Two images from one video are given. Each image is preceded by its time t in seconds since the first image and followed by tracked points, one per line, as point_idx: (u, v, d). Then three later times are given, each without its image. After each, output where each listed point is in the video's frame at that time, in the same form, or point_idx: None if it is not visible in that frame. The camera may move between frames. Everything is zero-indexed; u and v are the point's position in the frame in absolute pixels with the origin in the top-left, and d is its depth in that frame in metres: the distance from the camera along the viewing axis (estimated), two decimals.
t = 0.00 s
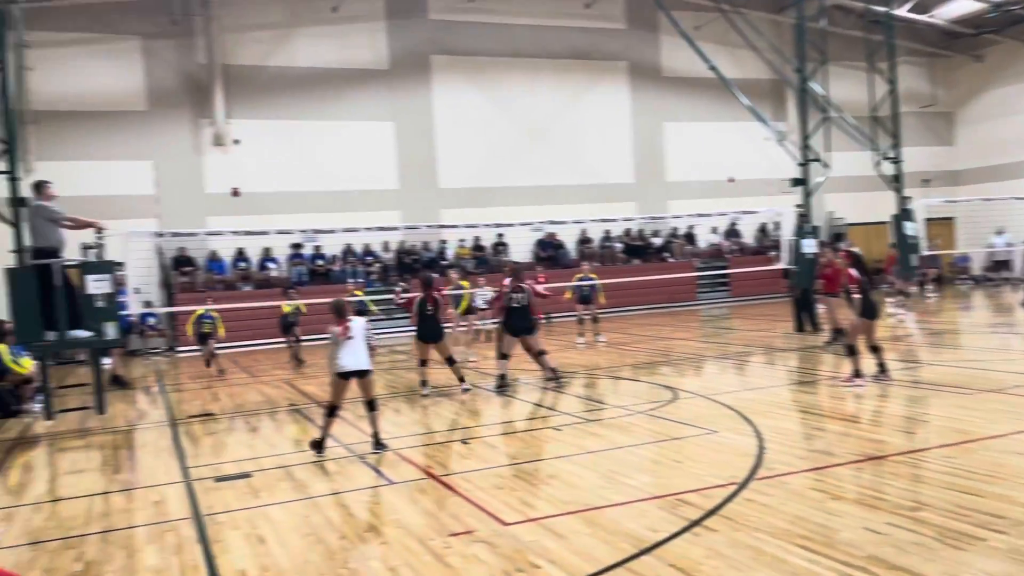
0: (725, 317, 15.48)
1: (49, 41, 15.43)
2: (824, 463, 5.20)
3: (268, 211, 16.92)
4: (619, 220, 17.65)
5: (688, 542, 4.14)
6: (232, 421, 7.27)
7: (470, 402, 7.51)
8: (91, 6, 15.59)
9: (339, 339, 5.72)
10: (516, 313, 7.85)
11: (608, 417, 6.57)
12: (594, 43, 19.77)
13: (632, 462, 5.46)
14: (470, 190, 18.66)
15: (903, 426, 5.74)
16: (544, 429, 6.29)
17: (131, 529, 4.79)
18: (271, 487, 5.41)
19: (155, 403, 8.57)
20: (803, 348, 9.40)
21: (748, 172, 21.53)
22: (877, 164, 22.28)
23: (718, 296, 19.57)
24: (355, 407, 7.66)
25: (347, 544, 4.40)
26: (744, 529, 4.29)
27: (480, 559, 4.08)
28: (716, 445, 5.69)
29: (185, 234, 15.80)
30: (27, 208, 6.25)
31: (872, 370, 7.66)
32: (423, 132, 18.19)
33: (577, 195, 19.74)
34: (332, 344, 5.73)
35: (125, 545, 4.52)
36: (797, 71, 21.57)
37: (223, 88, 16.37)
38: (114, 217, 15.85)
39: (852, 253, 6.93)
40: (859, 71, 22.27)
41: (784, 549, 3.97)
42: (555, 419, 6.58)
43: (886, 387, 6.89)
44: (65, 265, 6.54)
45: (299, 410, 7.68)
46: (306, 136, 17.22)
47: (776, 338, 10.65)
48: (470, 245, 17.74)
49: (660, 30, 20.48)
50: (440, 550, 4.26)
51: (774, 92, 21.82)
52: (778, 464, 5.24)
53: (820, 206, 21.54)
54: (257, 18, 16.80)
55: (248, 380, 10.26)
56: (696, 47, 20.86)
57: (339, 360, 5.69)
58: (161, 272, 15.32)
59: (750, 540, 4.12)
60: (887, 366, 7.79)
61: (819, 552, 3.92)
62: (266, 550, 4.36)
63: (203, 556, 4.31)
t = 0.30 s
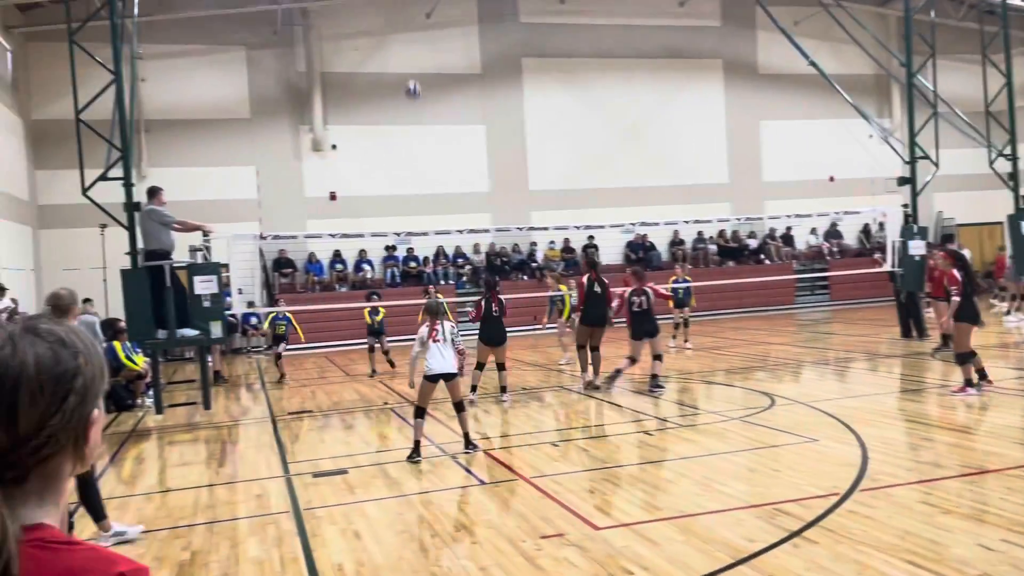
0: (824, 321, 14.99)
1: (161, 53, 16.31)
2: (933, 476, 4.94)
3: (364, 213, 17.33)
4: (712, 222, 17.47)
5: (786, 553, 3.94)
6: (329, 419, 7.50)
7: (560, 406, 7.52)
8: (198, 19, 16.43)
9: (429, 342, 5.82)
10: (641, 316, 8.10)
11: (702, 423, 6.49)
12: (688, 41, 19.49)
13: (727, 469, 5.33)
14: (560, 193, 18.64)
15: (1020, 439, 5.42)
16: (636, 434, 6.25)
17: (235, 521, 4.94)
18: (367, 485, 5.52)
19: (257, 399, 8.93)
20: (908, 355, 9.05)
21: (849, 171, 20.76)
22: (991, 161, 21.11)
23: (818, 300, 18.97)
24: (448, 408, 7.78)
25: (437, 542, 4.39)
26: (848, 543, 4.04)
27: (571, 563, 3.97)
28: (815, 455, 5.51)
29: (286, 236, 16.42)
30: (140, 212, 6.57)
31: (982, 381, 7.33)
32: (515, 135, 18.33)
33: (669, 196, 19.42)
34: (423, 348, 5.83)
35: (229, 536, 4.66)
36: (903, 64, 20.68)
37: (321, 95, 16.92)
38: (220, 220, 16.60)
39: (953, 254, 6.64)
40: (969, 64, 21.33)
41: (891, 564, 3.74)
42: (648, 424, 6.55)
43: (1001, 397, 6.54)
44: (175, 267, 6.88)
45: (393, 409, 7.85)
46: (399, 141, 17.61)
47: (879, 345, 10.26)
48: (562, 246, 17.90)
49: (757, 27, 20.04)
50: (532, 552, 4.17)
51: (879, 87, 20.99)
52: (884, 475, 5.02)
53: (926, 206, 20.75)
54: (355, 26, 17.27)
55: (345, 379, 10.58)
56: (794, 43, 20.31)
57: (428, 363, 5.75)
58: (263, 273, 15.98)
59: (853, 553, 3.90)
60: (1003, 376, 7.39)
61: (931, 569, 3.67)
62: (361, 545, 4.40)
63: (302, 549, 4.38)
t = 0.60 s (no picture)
0: (886, 323, 14.62)
1: (223, 59, 16.73)
2: (999, 485, 4.77)
3: (419, 215, 17.50)
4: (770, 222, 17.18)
5: (847, 560, 3.78)
6: (384, 418, 7.59)
7: (613, 408, 7.47)
8: (259, 24, 16.81)
9: (473, 345, 5.88)
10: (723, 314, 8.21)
11: (759, 427, 6.40)
12: (745, 38, 19.25)
13: (785, 474, 5.23)
14: (614, 194, 18.54)
15: None
16: (691, 438, 6.18)
17: (293, 516, 5.01)
18: (420, 483, 5.55)
19: (314, 397, 9.10)
20: (976, 360, 8.80)
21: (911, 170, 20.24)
22: None
23: (879, 302, 18.52)
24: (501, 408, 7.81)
25: (488, 541, 4.35)
26: (911, 550, 3.88)
27: (624, 565, 3.90)
28: (876, 460, 5.38)
29: (343, 238, 16.67)
30: (202, 213, 6.74)
31: None
32: (570, 135, 18.32)
33: (724, 196, 19.15)
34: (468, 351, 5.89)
35: (287, 531, 4.73)
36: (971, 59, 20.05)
37: (378, 97, 17.15)
38: (277, 221, 16.94)
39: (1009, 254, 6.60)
40: None
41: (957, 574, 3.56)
42: (704, 427, 6.47)
43: None
44: (236, 267, 7.04)
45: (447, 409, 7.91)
46: (454, 143, 17.75)
47: (946, 349, 9.97)
48: (615, 247, 17.79)
49: (817, 23, 19.69)
50: (584, 553, 4.09)
51: (945, 84, 20.42)
52: (949, 483, 4.86)
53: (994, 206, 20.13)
54: (412, 28, 17.46)
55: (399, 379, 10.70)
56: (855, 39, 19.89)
57: (472, 365, 5.77)
58: (320, 273, 16.25)
59: (916, 561, 3.72)
60: None
61: None
62: (415, 542, 4.41)
63: (357, 545, 4.41)
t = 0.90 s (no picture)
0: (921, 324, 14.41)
1: (256, 60, 16.90)
2: None
3: (447, 214, 17.56)
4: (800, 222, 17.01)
5: (879, 563, 3.73)
6: (412, 417, 7.63)
7: (641, 408, 7.44)
8: (289, 25, 16.95)
9: (509, 344, 5.86)
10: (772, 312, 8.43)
11: (790, 428, 6.35)
12: (777, 36, 19.06)
13: (815, 476, 5.17)
14: (642, 193, 18.45)
15: None
16: (720, 438, 6.14)
17: (322, 513, 5.05)
18: (447, 481, 5.57)
19: (343, 396, 9.18)
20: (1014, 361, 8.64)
21: (946, 168, 19.92)
22: None
23: (913, 302, 18.26)
24: (528, 408, 7.80)
25: (516, 540, 4.34)
26: (943, 554, 3.81)
27: (651, 566, 3.86)
28: (908, 463, 5.30)
29: (372, 237, 16.77)
30: (233, 213, 6.82)
31: None
32: (599, 134, 18.27)
33: (752, 195, 18.98)
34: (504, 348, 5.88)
35: (316, 528, 4.76)
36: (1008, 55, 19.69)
37: (407, 97, 17.22)
38: (306, 221, 17.08)
39: None
40: None
41: None
42: (733, 428, 6.42)
43: None
44: (266, 266, 7.11)
45: (475, 408, 7.92)
46: (483, 143, 17.78)
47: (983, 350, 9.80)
48: (643, 246, 17.72)
49: (851, 19, 19.46)
50: (611, 554, 4.07)
51: (982, 81, 20.07)
52: (985, 487, 4.77)
53: None
54: (441, 28, 17.51)
55: (427, 377, 10.75)
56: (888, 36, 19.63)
57: (508, 365, 5.79)
58: (350, 272, 16.39)
59: (950, 566, 3.65)
60: None
61: None
62: (442, 541, 4.42)
63: (384, 543, 4.43)
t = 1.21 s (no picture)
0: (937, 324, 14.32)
1: (272, 58, 16.99)
2: None
3: (462, 212, 17.60)
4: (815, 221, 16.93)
5: (893, 564, 3.71)
6: (426, 415, 7.66)
7: (654, 408, 7.43)
8: (306, 24, 17.03)
9: (546, 336, 5.85)
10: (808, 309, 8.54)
11: (805, 428, 6.33)
12: (793, 34, 18.96)
13: (829, 477, 5.15)
14: (657, 192, 18.39)
15: None
16: (734, 438, 6.13)
17: (335, 510, 5.07)
18: (460, 479, 5.59)
19: (357, 393, 9.22)
20: None
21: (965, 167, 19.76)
22: None
23: (930, 302, 18.12)
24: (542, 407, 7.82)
25: (528, 539, 4.35)
26: (959, 556, 3.78)
27: (664, 565, 3.85)
28: (924, 464, 5.26)
29: (386, 235, 16.81)
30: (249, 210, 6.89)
31: None
32: (614, 133, 18.23)
33: (767, 194, 18.89)
34: (540, 338, 5.87)
35: (329, 524, 4.79)
36: None
37: (422, 96, 17.26)
38: (320, 219, 17.15)
39: None
40: None
41: None
42: (747, 428, 6.40)
43: None
44: (281, 263, 7.18)
45: (488, 407, 7.94)
46: (498, 142, 17.79)
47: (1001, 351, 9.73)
48: (657, 245, 17.68)
49: (868, 17, 19.34)
50: (623, 553, 4.07)
51: (1001, 79, 19.89)
52: (1001, 489, 4.73)
53: None
54: (457, 27, 17.54)
55: (441, 376, 10.78)
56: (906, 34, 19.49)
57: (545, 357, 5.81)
58: (364, 271, 16.42)
59: (965, 568, 3.63)
60: None
61: None
62: (454, 538, 4.43)
63: (397, 540, 4.45)
